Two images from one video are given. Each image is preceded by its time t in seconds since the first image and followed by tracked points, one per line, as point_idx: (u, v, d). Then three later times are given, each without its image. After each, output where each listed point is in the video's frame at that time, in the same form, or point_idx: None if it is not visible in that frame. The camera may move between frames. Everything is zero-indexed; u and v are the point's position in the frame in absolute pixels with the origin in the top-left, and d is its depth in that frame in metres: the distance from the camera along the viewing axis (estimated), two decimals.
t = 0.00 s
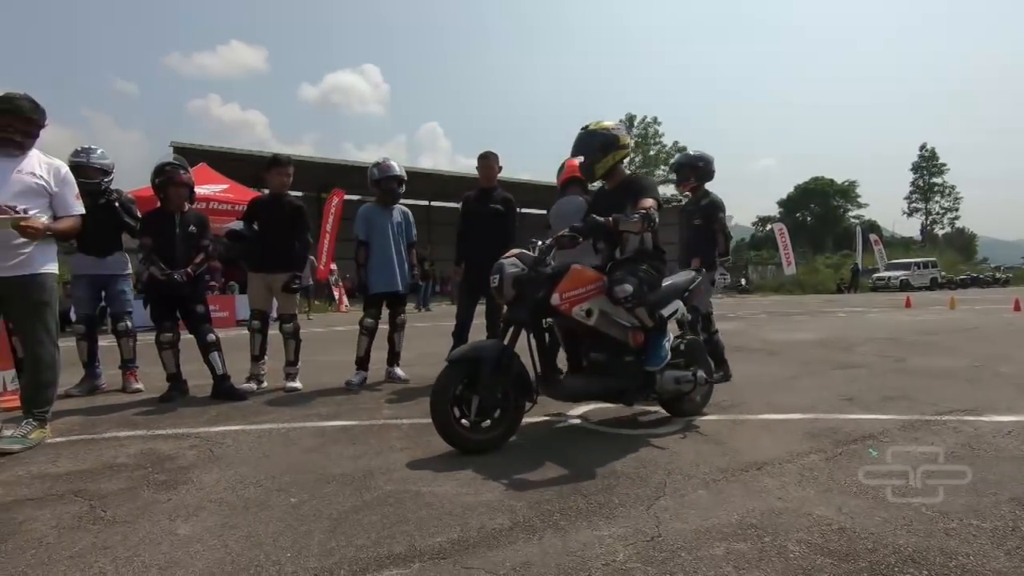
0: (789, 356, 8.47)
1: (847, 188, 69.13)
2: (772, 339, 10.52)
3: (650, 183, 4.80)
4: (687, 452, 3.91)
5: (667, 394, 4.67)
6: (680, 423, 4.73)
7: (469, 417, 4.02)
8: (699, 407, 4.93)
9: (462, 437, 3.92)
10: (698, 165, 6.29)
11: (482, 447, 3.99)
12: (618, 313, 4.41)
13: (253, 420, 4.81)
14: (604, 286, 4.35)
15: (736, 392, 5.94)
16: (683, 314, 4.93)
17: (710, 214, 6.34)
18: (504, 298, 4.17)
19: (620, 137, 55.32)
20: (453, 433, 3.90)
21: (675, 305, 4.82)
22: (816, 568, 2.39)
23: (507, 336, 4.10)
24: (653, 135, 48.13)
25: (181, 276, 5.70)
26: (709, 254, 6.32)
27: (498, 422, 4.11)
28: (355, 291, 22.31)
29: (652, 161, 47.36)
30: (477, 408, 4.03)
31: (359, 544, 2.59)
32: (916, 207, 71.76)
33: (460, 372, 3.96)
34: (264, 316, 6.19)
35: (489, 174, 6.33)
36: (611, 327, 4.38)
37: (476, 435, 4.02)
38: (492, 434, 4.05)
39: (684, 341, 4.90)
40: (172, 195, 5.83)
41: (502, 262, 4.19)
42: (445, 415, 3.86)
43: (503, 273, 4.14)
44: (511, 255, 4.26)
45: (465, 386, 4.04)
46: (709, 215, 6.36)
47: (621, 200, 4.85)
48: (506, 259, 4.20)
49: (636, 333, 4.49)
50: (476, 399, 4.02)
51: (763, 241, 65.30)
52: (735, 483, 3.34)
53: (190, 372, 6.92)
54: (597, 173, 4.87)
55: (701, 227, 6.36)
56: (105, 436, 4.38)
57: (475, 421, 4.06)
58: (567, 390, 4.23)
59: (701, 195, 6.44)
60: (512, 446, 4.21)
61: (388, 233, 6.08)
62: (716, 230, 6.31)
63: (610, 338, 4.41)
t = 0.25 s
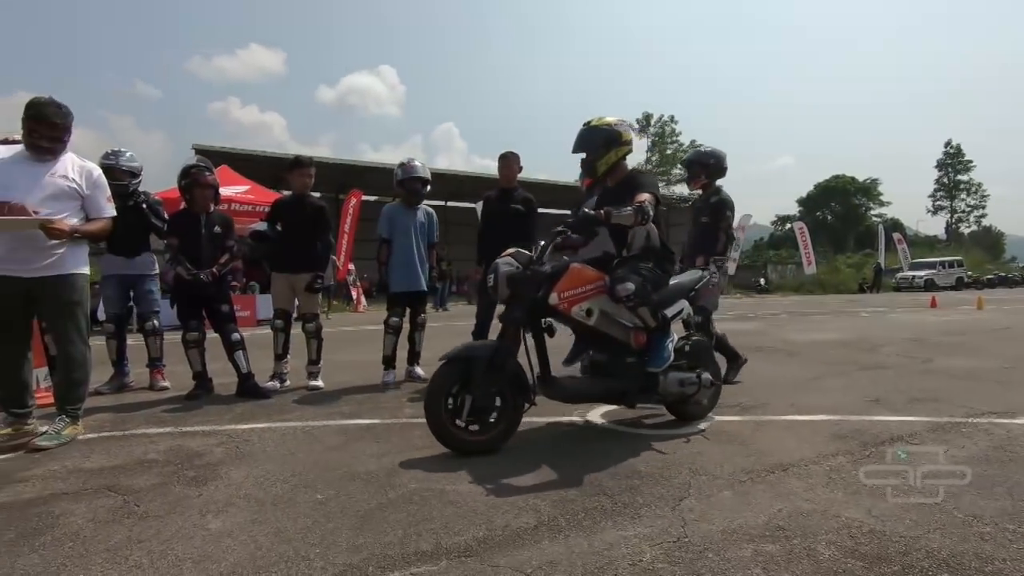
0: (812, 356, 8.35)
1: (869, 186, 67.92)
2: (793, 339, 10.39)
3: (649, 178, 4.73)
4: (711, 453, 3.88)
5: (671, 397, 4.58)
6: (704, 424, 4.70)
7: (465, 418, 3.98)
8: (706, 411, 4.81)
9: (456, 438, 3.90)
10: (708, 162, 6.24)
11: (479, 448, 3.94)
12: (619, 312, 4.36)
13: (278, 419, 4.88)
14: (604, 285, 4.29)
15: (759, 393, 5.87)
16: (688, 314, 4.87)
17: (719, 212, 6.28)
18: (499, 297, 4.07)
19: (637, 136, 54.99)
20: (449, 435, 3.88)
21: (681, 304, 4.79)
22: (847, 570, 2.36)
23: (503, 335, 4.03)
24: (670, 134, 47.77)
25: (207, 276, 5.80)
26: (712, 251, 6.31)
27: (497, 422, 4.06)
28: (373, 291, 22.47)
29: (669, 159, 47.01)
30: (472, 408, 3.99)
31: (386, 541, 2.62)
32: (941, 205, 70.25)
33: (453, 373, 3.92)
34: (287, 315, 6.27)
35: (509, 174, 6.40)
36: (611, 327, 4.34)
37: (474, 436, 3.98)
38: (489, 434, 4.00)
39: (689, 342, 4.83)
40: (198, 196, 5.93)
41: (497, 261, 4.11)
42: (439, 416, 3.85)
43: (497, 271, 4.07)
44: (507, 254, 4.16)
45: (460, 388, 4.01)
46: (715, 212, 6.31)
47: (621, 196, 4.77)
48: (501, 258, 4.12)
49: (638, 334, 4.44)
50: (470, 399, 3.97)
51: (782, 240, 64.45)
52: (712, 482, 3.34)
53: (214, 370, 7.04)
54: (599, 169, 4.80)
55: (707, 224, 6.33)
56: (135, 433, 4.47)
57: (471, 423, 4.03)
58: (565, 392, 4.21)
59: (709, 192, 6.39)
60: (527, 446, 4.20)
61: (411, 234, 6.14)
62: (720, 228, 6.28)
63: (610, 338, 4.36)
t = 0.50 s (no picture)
0: (834, 357, 8.24)
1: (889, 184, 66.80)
2: (814, 340, 10.27)
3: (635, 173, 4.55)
4: (735, 453, 3.84)
5: (662, 401, 4.49)
6: (727, 423, 4.67)
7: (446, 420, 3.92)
8: (703, 415, 4.69)
9: (436, 441, 3.86)
10: (716, 158, 6.18)
11: (462, 450, 3.89)
12: (605, 312, 4.30)
13: (301, 417, 4.93)
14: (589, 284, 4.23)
15: (781, 393, 5.80)
16: (683, 315, 4.77)
17: (728, 210, 6.22)
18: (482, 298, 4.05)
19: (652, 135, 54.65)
20: (428, 436, 3.84)
21: (675, 305, 4.70)
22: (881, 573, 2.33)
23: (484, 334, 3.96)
24: (685, 132, 47.41)
25: (231, 276, 5.88)
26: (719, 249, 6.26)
27: (480, 423, 3.98)
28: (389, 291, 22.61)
29: (685, 158, 46.65)
30: (453, 410, 3.93)
31: (415, 538, 2.64)
32: (964, 203, 68.87)
33: (432, 374, 3.86)
34: (308, 314, 6.33)
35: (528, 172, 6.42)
36: (597, 328, 4.30)
37: (455, 438, 3.93)
38: (471, 436, 3.93)
39: (683, 343, 4.70)
40: (222, 197, 6.02)
41: (479, 261, 4.05)
42: (416, 418, 3.81)
43: (479, 271, 4.01)
44: (489, 253, 4.06)
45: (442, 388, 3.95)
46: (725, 209, 6.24)
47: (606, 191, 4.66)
48: (484, 257, 4.06)
49: (627, 335, 4.37)
50: (451, 400, 3.91)
51: (800, 239, 63.67)
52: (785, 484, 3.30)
53: (237, 369, 7.13)
54: (585, 168, 4.72)
55: (717, 221, 6.27)
56: (162, 430, 4.55)
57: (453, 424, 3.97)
58: (552, 394, 4.19)
59: (719, 188, 6.33)
60: (548, 444, 4.19)
61: (428, 235, 6.17)
62: (728, 225, 6.23)
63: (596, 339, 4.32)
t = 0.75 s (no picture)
0: (862, 357, 8.12)
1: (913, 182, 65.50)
2: (840, 341, 10.13)
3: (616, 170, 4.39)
4: (770, 454, 3.81)
5: (648, 405, 4.32)
6: (760, 423, 4.63)
7: (420, 422, 3.81)
8: (694, 421, 4.53)
9: (409, 443, 3.76)
10: (732, 157, 6.14)
11: (435, 452, 3.79)
12: (586, 313, 4.17)
13: (332, 414, 5.00)
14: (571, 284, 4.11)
15: (811, 394, 5.73)
16: (672, 317, 4.63)
17: (747, 208, 6.15)
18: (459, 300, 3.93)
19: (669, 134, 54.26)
20: (402, 439, 3.75)
21: (663, 306, 4.54)
22: None
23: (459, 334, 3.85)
24: (704, 131, 46.98)
25: (261, 276, 5.97)
26: (742, 249, 6.18)
27: (455, 424, 3.86)
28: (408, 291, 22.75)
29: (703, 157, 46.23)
30: (426, 411, 3.81)
31: (456, 534, 2.66)
32: (992, 201, 67.25)
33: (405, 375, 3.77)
34: (336, 313, 6.41)
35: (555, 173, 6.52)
36: (575, 330, 4.18)
37: (430, 439, 3.83)
38: (446, 437, 3.82)
39: (670, 347, 4.55)
40: (252, 198, 6.12)
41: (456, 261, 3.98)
42: (389, 419, 3.73)
43: (456, 271, 3.95)
44: (466, 253, 4.01)
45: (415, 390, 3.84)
46: (745, 208, 6.17)
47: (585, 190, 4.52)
48: (461, 257, 3.99)
49: (609, 337, 4.25)
50: (423, 402, 3.79)
51: (821, 238, 62.73)
52: (888, 490, 3.20)
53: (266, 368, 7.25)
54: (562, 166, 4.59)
55: (736, 221, 6.19)
56: (199, 426, 4.64)
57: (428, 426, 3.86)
58: (532, 397, 4.05)
59: (737, 187, 6.26)
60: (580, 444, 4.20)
61: (446, 236, 6.19)
62: (750, 224, 6.16)
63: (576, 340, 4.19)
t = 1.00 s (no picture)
0: (894, 359, 7.98)
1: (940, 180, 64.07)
2: (869, 341, 9.97)
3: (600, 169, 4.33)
4: (809, 456, 3.77)
5: (631, 409, 4.25)
6: (795, 424, 4.58)
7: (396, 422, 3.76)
8: (684, 425, 4.42)
9: (383, 441, 3.72)
10: (755, 156, 5.95)
11: (407, 452, 3.74)
12: (565, 314, 4.06)
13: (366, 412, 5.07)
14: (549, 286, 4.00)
15: (845, 396, 5.65)
16: (659, 317, 4.50)
17: (773, 208, 6.00)
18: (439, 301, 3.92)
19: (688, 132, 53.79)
20: (376, 436, 3.71)
21: (649, 308, 4.43)
22: None
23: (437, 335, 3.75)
24: (723, 129, 46.48)
25: (295, 276, 6.06)
26: (771, 249, 6.00)
27: (432, 426, 3.78)
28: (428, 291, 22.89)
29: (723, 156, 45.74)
30: (403, 412, 3.71)
31: (502, 532, 2.69)
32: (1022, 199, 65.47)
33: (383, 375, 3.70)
34: (367, 313, 6.49)
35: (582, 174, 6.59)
36: (558, 331, 4.09)
37: (406, 440, 3.77)
38: (422, 438, 3.77)
39: (655, 349, 4.39)
40: (286, 200, 6.23)
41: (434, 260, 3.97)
42: (363, 416, 3.68)
43: (432, 272, 3.95)
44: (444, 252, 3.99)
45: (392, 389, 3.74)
46: (771, 207, 6.02)
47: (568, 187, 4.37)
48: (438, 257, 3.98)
49: (589, 339, 4.11)
50: (400, 403, 3.69)
51: (844, 237, 61.66)
52: (928, 491, 3.17)
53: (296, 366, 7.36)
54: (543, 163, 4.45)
55: (762, 220, 6.02)
56: (238, 423, 4.74)
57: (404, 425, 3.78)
58: (514, 399, 4.00)
59: (761, 186, 6.10)
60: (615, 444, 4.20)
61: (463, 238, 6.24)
62: (779, 223, 5.99)
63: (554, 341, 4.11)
